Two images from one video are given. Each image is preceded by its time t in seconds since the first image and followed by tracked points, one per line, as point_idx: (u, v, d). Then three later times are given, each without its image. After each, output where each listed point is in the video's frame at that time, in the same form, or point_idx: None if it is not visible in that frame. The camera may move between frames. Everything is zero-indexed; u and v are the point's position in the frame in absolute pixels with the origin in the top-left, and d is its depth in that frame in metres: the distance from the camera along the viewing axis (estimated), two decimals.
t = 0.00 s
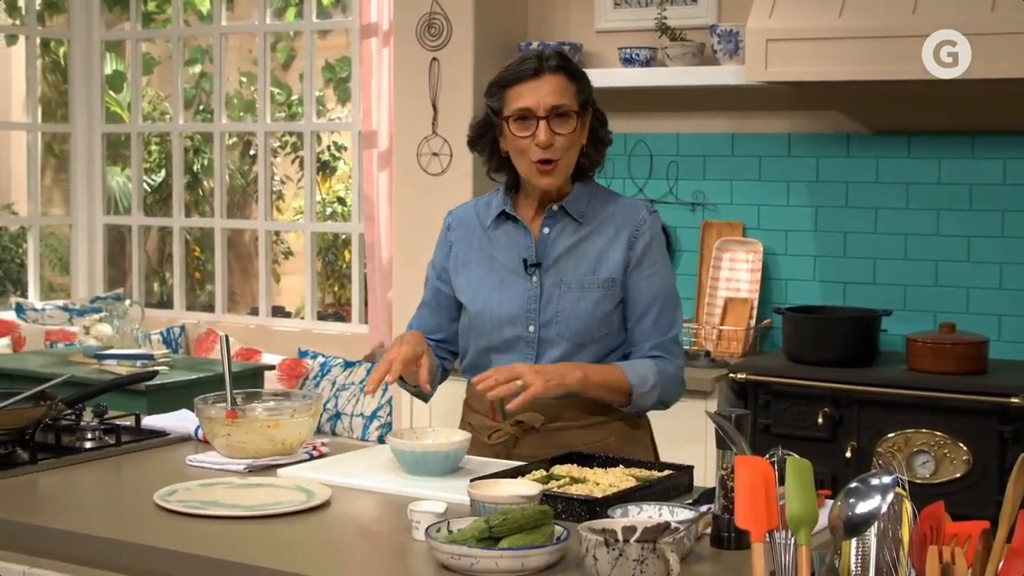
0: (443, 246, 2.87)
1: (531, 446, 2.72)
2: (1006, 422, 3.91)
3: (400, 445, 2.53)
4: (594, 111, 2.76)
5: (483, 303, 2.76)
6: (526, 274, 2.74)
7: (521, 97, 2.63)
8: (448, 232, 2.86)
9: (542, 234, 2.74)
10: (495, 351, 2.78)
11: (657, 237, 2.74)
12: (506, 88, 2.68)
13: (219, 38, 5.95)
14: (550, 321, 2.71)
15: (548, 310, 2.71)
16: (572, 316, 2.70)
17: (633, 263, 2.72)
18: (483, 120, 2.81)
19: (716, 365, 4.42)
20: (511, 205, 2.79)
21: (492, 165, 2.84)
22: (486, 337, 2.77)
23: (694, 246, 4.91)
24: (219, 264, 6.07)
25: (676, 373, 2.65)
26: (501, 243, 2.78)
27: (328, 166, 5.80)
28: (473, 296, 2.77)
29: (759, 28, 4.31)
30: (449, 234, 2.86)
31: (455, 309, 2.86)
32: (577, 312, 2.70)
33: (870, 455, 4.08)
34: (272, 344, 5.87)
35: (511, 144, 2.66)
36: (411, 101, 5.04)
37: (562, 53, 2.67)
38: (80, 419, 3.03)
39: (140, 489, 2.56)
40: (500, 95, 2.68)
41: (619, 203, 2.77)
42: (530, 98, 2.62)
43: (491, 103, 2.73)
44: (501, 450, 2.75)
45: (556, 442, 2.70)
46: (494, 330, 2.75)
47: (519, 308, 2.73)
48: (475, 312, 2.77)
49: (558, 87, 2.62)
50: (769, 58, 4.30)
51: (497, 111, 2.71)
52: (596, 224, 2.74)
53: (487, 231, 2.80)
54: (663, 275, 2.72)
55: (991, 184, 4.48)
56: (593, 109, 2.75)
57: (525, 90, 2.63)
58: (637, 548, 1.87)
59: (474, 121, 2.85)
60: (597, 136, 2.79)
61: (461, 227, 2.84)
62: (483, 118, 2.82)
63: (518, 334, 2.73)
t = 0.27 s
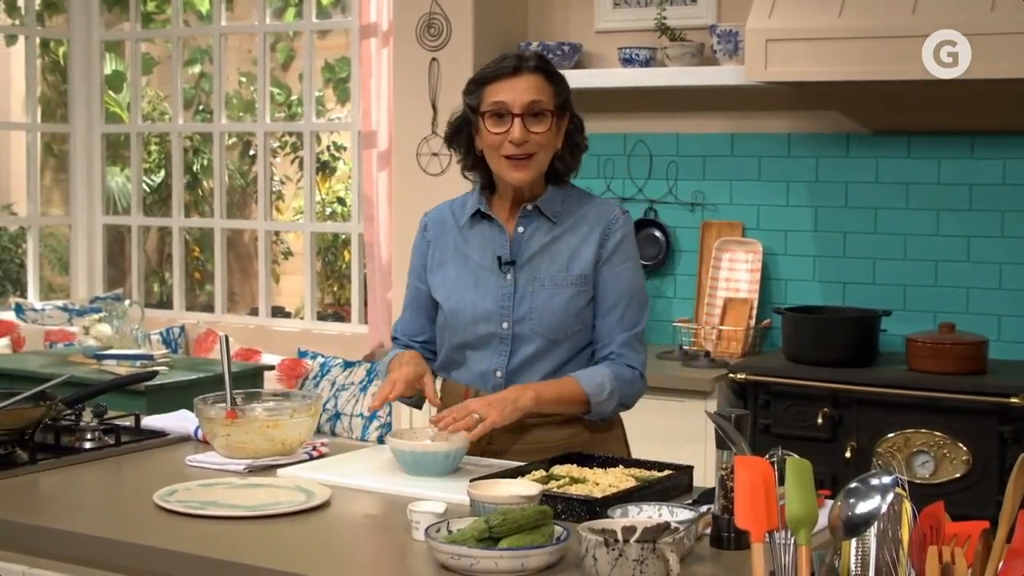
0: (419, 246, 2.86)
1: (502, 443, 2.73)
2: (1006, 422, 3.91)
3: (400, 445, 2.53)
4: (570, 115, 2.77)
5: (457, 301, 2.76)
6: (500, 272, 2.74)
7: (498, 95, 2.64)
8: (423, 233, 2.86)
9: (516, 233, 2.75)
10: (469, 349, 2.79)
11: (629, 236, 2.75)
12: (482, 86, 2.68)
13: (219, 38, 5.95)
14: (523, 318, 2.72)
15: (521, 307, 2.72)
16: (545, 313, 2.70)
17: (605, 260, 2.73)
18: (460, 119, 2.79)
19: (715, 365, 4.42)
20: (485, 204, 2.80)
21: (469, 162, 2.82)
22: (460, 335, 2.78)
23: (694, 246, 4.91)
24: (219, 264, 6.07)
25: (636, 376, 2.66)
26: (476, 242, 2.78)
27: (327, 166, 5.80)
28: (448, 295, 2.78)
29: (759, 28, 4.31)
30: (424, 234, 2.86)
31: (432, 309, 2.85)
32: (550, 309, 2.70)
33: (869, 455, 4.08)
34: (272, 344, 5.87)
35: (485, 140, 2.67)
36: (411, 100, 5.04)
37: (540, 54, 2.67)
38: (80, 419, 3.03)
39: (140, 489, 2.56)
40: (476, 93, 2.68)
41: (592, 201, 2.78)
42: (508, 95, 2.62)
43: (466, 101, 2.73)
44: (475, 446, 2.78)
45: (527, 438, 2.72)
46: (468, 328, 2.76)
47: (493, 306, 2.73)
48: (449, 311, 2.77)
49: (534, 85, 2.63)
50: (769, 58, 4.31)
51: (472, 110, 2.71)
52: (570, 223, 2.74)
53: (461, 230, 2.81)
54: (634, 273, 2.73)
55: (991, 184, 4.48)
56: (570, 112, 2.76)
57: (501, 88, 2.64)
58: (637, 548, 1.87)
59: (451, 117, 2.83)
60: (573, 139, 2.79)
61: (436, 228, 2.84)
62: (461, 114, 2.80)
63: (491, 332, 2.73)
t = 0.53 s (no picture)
0: (402, 250, 2.88)
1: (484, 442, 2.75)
2: (1005, 422, 3.91)
3: (399, 445, 2.53)
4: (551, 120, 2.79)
5: (440, 304, 2.79)
6: (482, 275, 2.77)
7: (481, 104, 2.66)
8: (406, 236, 2.88)
9: (498, 237, 2.77)
10: (451, 350, 2.81)
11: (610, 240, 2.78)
12: (465, 95, 2.71)
13: (217, 38, 5.94)
14: (505, 320, 2.75)
15: (503, 310, 2.75)
16: (527, 315, 2.73)
17: (586, 264, 2.76)
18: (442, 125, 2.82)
19: (714, 365, 4.42)
20: (468, 208, 2.82)
21: (450, 169, 2.85)
22: (442, 336, 2.80)
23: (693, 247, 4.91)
24: (218, 264, 6.06)
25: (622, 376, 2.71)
26: (459, 246, 2.81)
27: (325, 166, 5.80)
28: (431, 297, 2.80)
29: (758, 28, 4.31)
30: (407, 237, 2.88)
31: (416, 310, 2.88)
32: (531, 311, 2.73)
33: (868, 455, 4.08)
34: (270, 344, 5.87)
35: (466, 149, 2.69)
36: (410, 100, 5.04)
37: (522, 63, 2.70)
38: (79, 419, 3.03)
39: (139, 489, 2.56)
40: (459, 101, 2.71)
41: (572, 206, 2.81)
42: (490, 105, 2.65)
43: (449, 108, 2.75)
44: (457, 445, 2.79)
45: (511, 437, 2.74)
46: (450, 329, 2.79)
47: (475, 308, 2.76)
48: (432, 312, 2.80)
49: (517, 96, 2.66)
50: (768, 58, 4.31)
51: (455, 118, 2.74)
52: (551, 227, 2.77)
53: (444, 234, 2.83)
54: (614, 276, 2.77)
55: (989, 184, 4.48)
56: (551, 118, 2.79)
57: (483, 98, 2.66)
58: (636, 548, 1.87)
59: (433, 125, 2.86)
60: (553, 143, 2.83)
61: (418, 231, 2.86)
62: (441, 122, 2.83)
63: (473, 333, 2.76)
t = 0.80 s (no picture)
0: (393, 251, 2.87)
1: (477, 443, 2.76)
2: (1005, 422, 3.91)
3: (399, 445, 2.52)
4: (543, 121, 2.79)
5: (434, 304, 2.79)
6: (476, 275, 2.77)
7: (475, 109, 2.66)
8: (396, 237, 2.87)
9: (491, 237, 2.77)
10: (444, 350, 2.81)
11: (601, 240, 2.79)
12: (458, 98, 2.70)
13: (217, 38, 5.94)
14: (499, 319, 2.75)
15: (497, 309, 2.75)
16: (521, 315, 2.74)
17: (578, 264, 2.77)
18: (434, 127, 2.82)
19: (714, 365, 4.42)
20: (460, 208, 2.82)
21: (442, 172, 2.84)
22: (435, 336, 2.80)
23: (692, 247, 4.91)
24: (217, 264, 6.06)
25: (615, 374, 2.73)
26: (452, 246, 2.81)
27: (325, 166, 5.80)
28: (423, 297, 2.80)
29: (758, 28, 4.31)
30: (397, 238, 2.87)
31: (407, 310, 2.87)
32: (525, 311, 2.74)
33: (868, 455, 4.08)
34: (270, 344, 5.87)
35: (461, 153, 2.70)
36: (410, 101, 5.04)
37: (515, 66, 2.69)
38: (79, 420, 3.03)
39: (139, 489, 2.56)
40: (452, 105, 2.70)
41: (563, 206, 2.82)
42: (485, 111, 2.64)
43: (442, 110, 2.75)
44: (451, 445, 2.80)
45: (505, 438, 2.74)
46: (444, 329, 2.78)
47: (469, 308, 2.76)
48: (425, 313, 2.80)
49: (511, 101, 2.65)
50: (768, 58, 4.31)
51: (448, 121, 2.73)
52: (543, 228, 2.78)
53: (436, 234, 2.83)
54: (606, 276, 2.78)
55: (988, 184, 4.48)
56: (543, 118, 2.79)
57: (478, 103, 2.66)
58: (637, 548, 1.87)
59: (426, 126, 2.86)
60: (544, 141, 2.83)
61: (409, 232, 2.86)
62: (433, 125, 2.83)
63: (467, 333, 2.76)
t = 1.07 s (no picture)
0: (390, 250, 2.87)
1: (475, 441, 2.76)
2: (1005, 422, 3.91)
3: (399, 445, 2.53)
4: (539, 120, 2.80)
5: (431, 301, 2.78)
6: (474, 272, 2.77)
7: (473, 107, 2.66)
8: (394, 236, 2.87)
9: (489, 235, 2.77)
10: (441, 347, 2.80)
11: (599, 239, 2.80)
12: (456, 97, 2.70)
13: (217, 38, 5.94)
14: (497, 316, 2.75)
15: (495, 306, 2.75)
16: (519, 312, 2.73)
17: (577, 263, 2.78)
18: (432, 125, 2.82)
19: (714, 365, 4.42)
20: (458, 206, 2.82)
21: (441, 169, 2.85)
22: (433, 334, 2.79)
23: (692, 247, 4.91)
24: (217, 263, 6.06)
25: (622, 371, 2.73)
26: (450, 244, 2.80)
27: (325, 166, 5.79)
28: (421, 295, 2.79)
29: (758, 28, 4.31)
30: (395, 237, 2.87)
31: (404, 309, 2.87)
32: (523, 308, 2.74)
33: (868, 455, 4.08)
34: (269, 344, 5.86)
35: (460, 152, 2.70)
36: (409, 101, 5.04)
37: (511, 65, 2.69)
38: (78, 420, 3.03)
39: (139, 489, 2.56)
40: (450, 104, 2.70)
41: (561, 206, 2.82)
42: (483, 109, 2.64)
43: (440, 110, 2.75)
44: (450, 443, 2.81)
45: (503, 437, 2.75)
46: (441, 326, 2.78)
47: (467, 305, 2.76)
48: (423, 310, 2.79)
49: (508, 99, 2.65)
50: (768, 59, 4.31)
51: (446, 120, 2.73)
52: (542, 227, 2.78)
53: (434, 232, 2.82)
54: (605, 276, 2.79)
55: (988, 184, 4.48)
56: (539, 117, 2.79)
57: (476, 103, 2.66)
58: (637, 548, 1.87)
59: (423, 126, 2.86)
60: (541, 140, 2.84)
61: (408, 230, 2.85)
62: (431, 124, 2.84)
63: (465, 330, 2.76)
